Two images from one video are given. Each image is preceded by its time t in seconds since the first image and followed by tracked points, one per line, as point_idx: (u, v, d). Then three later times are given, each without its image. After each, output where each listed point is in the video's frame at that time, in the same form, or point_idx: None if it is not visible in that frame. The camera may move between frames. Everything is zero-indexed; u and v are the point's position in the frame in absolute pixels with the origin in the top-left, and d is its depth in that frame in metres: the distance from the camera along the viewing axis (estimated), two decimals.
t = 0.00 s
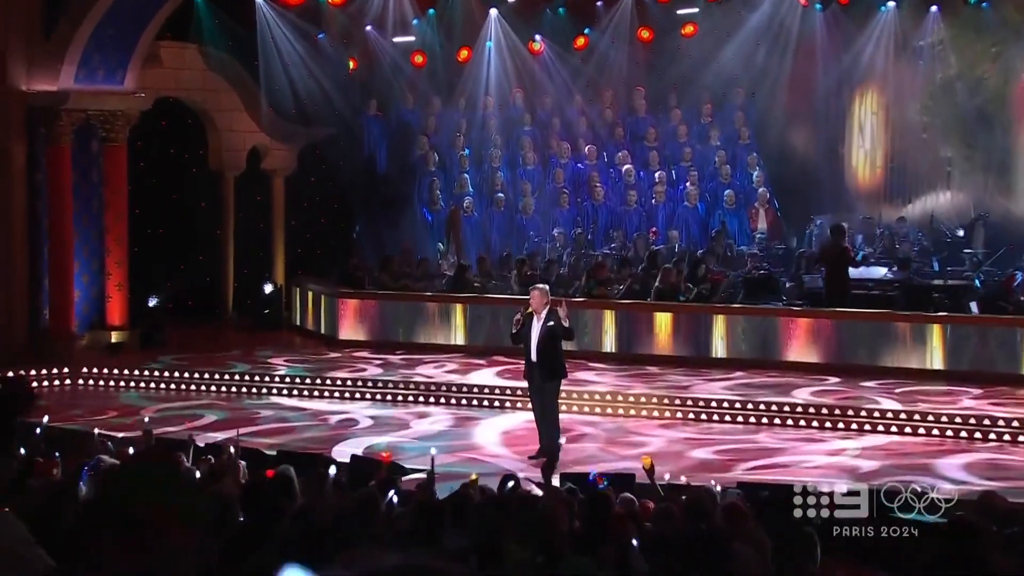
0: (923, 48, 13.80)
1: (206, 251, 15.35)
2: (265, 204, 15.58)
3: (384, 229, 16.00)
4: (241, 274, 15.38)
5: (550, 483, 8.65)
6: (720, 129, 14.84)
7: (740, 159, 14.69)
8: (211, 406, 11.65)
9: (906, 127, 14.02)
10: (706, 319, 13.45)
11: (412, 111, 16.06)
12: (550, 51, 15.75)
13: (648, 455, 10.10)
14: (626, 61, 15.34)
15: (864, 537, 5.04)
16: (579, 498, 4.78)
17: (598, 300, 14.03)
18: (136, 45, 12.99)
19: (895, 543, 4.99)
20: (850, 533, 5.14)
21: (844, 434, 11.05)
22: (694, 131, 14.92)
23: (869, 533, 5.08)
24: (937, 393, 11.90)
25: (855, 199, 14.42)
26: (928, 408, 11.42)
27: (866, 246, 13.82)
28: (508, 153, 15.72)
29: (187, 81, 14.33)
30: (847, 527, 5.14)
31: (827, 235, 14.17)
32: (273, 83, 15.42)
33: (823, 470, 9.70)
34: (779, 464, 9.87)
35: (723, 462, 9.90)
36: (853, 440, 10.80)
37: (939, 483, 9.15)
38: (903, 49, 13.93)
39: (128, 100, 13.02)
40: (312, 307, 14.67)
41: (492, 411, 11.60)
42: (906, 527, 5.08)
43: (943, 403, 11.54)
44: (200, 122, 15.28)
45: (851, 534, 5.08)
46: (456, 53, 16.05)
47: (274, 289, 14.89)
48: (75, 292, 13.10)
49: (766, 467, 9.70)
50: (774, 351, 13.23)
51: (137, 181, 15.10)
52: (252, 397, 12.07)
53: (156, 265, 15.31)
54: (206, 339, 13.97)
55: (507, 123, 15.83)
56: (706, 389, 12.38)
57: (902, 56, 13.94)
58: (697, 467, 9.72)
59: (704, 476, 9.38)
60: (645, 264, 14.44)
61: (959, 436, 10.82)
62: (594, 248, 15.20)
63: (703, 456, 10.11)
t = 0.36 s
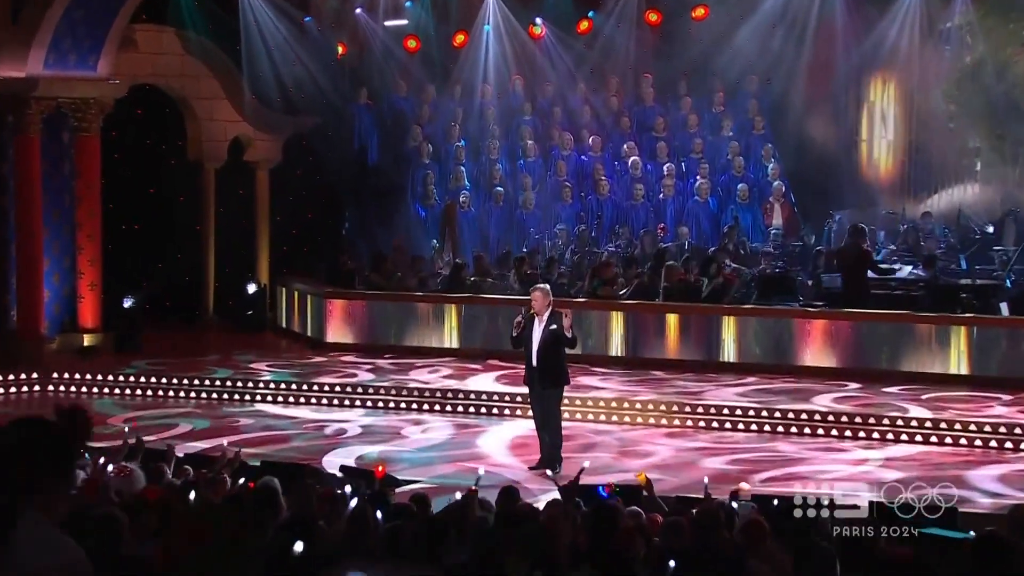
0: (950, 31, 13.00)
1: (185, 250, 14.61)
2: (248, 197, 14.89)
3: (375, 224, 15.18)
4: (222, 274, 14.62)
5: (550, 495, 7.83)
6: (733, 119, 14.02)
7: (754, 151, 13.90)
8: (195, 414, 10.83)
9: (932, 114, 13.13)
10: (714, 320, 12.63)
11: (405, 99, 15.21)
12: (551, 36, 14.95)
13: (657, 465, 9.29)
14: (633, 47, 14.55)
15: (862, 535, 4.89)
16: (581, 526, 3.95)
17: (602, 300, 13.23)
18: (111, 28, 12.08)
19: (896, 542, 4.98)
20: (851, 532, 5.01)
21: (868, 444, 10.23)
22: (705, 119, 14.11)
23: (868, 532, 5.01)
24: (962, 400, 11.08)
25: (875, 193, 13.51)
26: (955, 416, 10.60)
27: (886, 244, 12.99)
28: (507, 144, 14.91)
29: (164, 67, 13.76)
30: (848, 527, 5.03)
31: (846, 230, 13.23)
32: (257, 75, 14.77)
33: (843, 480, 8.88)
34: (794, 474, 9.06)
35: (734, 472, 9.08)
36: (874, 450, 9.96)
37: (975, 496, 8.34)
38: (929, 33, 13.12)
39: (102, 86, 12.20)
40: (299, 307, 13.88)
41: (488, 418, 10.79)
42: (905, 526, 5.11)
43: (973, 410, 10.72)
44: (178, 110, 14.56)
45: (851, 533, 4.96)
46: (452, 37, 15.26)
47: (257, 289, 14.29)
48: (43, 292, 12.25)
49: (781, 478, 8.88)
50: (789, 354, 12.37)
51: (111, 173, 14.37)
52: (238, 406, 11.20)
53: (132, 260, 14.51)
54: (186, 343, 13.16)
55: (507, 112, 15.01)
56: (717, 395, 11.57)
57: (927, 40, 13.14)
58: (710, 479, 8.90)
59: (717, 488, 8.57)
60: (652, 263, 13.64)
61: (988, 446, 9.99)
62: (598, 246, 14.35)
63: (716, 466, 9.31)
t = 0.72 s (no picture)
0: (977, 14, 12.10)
1: (163, 246, 14.03)
2: (230, 190, 14.30)
3: (368, 222, 14.46)
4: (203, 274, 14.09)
5: (552, 508, 7.12)
6: (745, 108, 13.32)
7: (769, 142, 13.21)
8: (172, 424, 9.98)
9: (958, 102, 12.30)
10: (724, 322, 11.90)
11: (398, 88, 14.46)
12: (553, 21, 14.18)
13: (666, 477, 8.53)
14: (641, 32, 13.79)
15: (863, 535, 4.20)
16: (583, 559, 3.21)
17: (605, 300, 12.51)
18: (84, 12, 11.16)
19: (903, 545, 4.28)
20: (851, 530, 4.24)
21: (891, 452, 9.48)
22: (716, 108, 13.43)
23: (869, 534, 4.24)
24: (991, 406, 10.33)
25: (894, 185, 12.76)
26: (986, 424, 9.83)
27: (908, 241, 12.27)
28: (505, 135, 14.25)
29: (140, 52, 12.97)
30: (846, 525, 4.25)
31: (866, 227, 12.61)
32: (240, 63, 13.96)
33: (864, 490, 8.11)
34: (812, 484, 8.31)
35: (749, 485, 8.30)
36: (898, 460, 9.18)
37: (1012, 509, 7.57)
38: (956, 15, 12.25)
39: (70, 72, 11.47)
40: (285, 309, 13.16)
41: (486, 425, 10.04)
42: (903, 526, 4.40)
43: (1004, 417, 9.96)
44: (155, 98, 14.00)
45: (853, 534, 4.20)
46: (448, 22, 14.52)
47: (240, 291, 13.60)
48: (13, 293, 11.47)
49: (798, 489, 8.12)
50: (805, 358, 11.59)
51: (83, 164, 13.77)
52: (222, 412, 10.43)
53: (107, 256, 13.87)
54: (164, 348, 12.39)
55: (506, 100, 14.31)
56: (731, 402, 10.82)
57: (953, 23, 12.29)
58: (721, 489, 8.15)
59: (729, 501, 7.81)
60: (660, 261, 12.96)
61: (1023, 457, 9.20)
62: (603, 242, 13.68)
63: (731, 479, 8.56)
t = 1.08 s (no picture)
0: None
1: (141, 244, 13.54)
2: (212, 184, 13.91)
3: (359, 217, 13.83)
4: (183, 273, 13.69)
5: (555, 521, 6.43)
6: (759, 97, 12.68)
7: (783, 133, 12.57)
8: (151, 432, 9.25)
9: (986, 89, 11.69)
10: (735, 324, 11.23)
11: (389, 76, 13.73)
12: (554, 4, 13.54)
13: (676, 489, 7.83)
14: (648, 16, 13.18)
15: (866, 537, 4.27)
16: None
17: (610, 300, 11.83)
18: None
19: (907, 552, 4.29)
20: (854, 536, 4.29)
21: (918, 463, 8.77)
22: (727, 98, 12.79)
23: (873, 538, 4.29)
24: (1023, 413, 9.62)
25: (918, 177, 12.12)
26: (1019, 432, 9.12)
27: (932, 239, 11.54)
28: (505, 126, 13.57)
29: (115, 38, 12.37)
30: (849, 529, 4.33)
31: (888, 225, 12.01)
32: (222, 47, 13.54)
33: (892, 504, 7.41)
34: (830, 495, 7.62)
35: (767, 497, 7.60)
36: (921, 471, 8.48)
37: None
38: None
39: (42, 58, 10.81)
40: (271, 309, 12.48)
41: (483, 433, 9.34)
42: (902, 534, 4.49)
43: None
44: (131, 86, 13.49)
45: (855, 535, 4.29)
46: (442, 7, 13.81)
47: (222, 290, 12.84)
48: None
49: (817, 500, 7.42)
50: (823, 363, 10.91)
51: (56, 155, 13.31)
52: (207, 421, 9.73)
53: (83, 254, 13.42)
54: (140, 352, 11.71)
55: (505, 90, 13.62)
56: (743, 408, 10.12)
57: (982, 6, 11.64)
58: (736, 503, 7.44)
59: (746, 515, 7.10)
60: (668, 260, 12.23)
61: None
62: (607, 240, 13.01)
63: (748, 491, 7.85)
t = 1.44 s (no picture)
0: None
1: (118, 242, 13.02)
2: (195, 177, 13.34)
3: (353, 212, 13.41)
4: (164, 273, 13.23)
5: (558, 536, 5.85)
6: (771, 87, 12.09)
7: (796, 124, 11.97)
8: (129, 441, 8.65)
9: (1010, 77, 11.18)
10: (746, 326, 10.62)
11: (379, 65, 13.20)
12: None
13: (685, 500, 7.23)
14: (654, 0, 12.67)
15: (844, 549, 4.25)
16: None
17: (614, 300, 11.24)
18: None
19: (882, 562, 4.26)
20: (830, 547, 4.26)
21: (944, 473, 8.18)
22: (737, 88, 12.22)
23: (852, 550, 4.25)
24: None
25: (942, 171, 11.58)
26: None
27: (955, 235, 10.95)
28: (503, 117, 13.03)
29: (91, 23, 11.84)
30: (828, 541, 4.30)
31: (908, 221, 11.43)
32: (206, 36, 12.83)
33: (918, 518, 6.82)
34: (847, 506, 7.04)
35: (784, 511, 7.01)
36: (942, 480, 7.90)
37: None
38: None
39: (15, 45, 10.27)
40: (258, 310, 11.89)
41: (479, 442, 8.74)
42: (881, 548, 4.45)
43: None
44: (107, 74, 12.91)
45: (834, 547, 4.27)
46: None
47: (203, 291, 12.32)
48: None
49: (834, 512, 6.84)
50: (841, 367, 10.31)
51: (26, 146, 12.69)
52: (190, 428, 9.13)
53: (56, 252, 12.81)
54: (116, 355, 11.14)
55: (503, 78, 13.07)
56: (755, 414, 9.53)
57: None
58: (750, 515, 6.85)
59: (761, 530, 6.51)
60: (676, 259, 11.62)
61: None
62: (611, 235, 12.46)
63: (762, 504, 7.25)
